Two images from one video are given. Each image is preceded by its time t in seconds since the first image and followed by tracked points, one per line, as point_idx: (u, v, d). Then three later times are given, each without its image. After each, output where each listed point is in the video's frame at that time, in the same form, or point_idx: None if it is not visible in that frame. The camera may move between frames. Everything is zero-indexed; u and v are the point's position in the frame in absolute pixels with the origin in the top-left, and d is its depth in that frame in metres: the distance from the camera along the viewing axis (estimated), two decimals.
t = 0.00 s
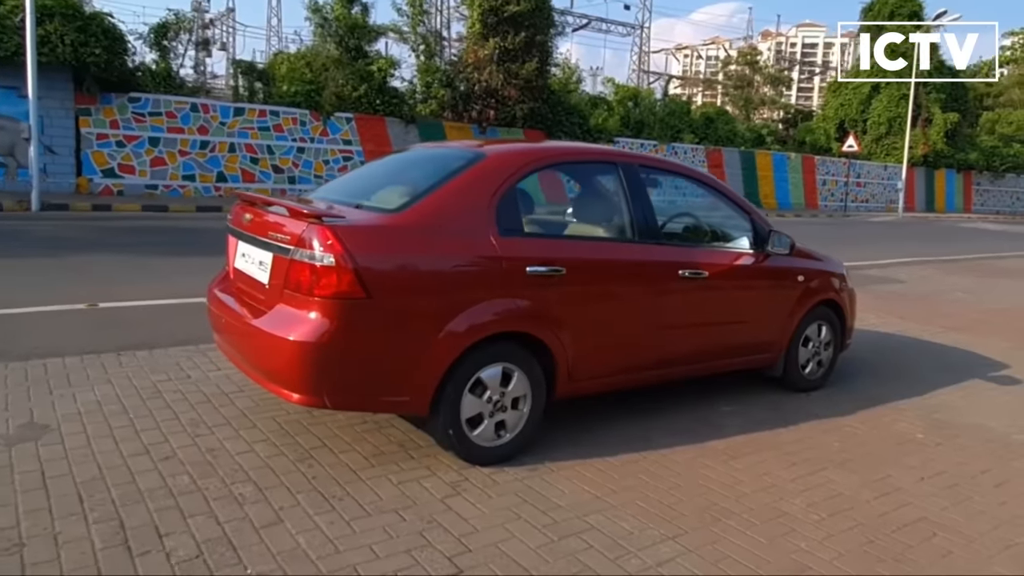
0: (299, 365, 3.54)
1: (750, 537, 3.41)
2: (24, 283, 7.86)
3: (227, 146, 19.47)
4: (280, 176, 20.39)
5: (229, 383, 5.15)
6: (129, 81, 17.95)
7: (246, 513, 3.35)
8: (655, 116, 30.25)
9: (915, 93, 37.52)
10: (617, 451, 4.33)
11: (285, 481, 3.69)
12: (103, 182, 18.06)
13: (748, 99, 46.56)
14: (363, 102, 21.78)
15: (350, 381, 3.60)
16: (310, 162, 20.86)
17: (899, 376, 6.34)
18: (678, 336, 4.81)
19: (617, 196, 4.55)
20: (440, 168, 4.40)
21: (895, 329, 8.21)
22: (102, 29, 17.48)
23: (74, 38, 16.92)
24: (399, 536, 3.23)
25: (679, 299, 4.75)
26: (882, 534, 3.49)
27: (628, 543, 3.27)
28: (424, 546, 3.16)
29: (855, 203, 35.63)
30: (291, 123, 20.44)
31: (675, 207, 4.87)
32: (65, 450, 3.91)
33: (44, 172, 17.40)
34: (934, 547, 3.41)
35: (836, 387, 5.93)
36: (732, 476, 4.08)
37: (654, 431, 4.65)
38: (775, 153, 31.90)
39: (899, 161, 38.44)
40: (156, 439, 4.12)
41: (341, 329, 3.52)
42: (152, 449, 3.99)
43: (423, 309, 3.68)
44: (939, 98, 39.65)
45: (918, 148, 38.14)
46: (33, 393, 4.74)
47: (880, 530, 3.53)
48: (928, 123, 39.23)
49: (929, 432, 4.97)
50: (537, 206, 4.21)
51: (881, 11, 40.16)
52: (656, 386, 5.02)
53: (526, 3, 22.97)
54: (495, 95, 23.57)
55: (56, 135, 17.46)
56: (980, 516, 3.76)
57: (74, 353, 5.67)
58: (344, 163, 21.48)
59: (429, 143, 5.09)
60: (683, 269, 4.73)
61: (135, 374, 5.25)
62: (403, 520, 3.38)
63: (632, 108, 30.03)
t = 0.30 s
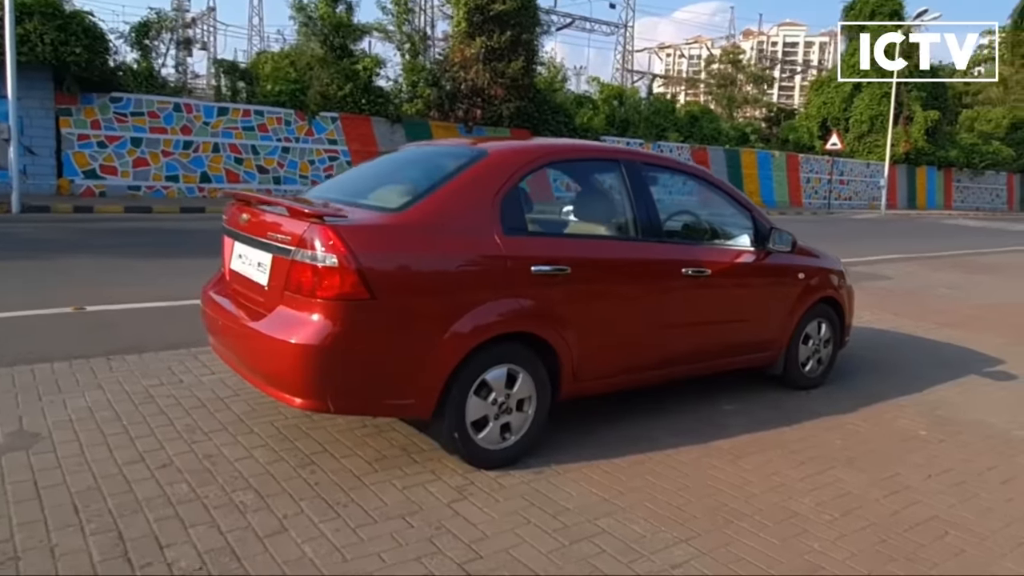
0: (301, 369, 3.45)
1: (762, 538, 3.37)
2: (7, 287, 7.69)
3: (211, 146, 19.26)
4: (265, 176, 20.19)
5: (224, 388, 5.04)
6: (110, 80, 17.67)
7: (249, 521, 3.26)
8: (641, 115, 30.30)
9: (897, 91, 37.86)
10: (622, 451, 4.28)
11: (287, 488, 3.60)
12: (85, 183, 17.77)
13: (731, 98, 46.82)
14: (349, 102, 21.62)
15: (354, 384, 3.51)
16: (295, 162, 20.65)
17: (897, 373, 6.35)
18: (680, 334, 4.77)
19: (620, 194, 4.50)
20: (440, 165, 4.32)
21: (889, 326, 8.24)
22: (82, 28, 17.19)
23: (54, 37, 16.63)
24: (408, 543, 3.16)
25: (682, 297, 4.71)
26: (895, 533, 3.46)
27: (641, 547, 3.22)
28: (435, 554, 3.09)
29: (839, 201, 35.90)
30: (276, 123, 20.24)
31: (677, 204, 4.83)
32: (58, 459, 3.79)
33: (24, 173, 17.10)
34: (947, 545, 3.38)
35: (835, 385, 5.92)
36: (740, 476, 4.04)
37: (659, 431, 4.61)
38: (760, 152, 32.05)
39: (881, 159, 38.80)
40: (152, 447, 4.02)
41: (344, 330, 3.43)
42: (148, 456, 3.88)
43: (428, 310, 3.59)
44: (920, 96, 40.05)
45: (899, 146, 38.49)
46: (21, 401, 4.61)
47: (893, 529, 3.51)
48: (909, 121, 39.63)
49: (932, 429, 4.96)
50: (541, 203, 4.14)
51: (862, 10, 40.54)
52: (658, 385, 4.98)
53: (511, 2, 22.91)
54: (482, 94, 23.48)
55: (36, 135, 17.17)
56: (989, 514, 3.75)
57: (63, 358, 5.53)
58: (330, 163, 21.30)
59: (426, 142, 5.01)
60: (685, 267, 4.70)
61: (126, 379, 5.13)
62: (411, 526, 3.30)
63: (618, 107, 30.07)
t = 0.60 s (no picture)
0: (299, 382, 3.37)
1: (767, 548, 3.35)
2: None
3: (187, 149, 18.98)
4: (243, 179, 19.93)
5: (212, 399, 4.93)
6: (84, 82, 17.35)
7: (246, 539, 3.18)
8: (619, 118, 30.42)
9: (870, 96, 38.44)
10: (621, 461, 4.25)
11: (283, 503, 3.51)
12: (57, 187, 17.40)
13: (707, 102, 47.27)
14: (327, 105, 21.41)
15: (352, 397, 3.44)
16: (273, 165, 20.42)
17: (884, 377, 6.40)
18: (676, 341, 4.76)
19: (617, 200, 4.48)
20: (436, 171, 4.27)
21: (873, 329, 8.32)
22: (54, 29, 16.86)
23: (26, 37, 16.28)
24: (411, 560, 3.10)
25: (678, 304, 4.70)
26: (896, 541, 3.47)
27: (647, 560, 3.19)
28: (438, 571, 3.03)
29: (814, 204, 36.34)
30: (253, 126, 19.99)
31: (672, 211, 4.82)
32: (43, 476, 3.67)
33: None
34: (948, 553, 3.39)
35: (825, 389, 5.95)
36: (739, 484, 4.02)
37: (656, 439, 4.58)
38: (737, 155, 32.32)
39: (855, 162, 39.35)
40: (140, 462, 3.90)
41: (343, 342, 3.35)
42: (137, 472, 3.77)
43: (429, 320, 3.53)
44: (892, 101, 40.71)
45: (873, 149, 39.07)
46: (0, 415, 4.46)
47: (895, 537, 3.51)
48: (881, 125, 40.27)
49: (923, 433, 5.00)
50: (541, 210, 4.12)
51: (835, 15, 41.15)
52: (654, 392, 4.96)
53: (491, 6, 22.91)
54: (462, 97, 23.43)
55: (6, 138, 16.77)
56: (987, 519, 3.77)
57: (42, 369, 5.37)
58: (308, 166, 21.07)
59: (418, 148, 4.95)
60: (681, 274, 4.69)
61: (109, 391, 4.99)
62: (413, 542, 3.24)
63: (596, 110, 30.16)
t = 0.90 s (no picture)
0: (289, 384, 3.32)
1: (757, 545, 3.40)
2: None
3: (153, 145, 18.60)
4: (211, 176, 19.59)
5: (192, 401, 4.84)
6: (45, 76, 16.93)
7: (236, 544, 3.13)
8: (590, 117, 30.55)
9: (835, 97, 39.12)
10: (608, 459, 4.27)
11: (272, 507, 3.46)
12: (17, 183, 16.91)
13: (676, 101, 47.74)
14: (297, 101, 21.24)
15: (344, 398, 3.40)
16: (242, 162, 20.09)
17: (859, 375, 6.53)
18: (660, 340, 4.80)
19: (603, 200, 4.50)
20: (423, 170, 4.24)
21: (845, 327, 8.48)
22: (15, 20, 16.51)
23: None
24: (405, 562, 3.08)
25: (663, 304, 4.73)
26: (880, 536, 3.55)
27: (641, 558, 3.21)
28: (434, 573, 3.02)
29: (781, 203, 36.90)
30: (221, 122, 19.64)
31: (657, 211, 4.86)
32: (21, 482, 3.57)
33: None
34: (931, 547, 3.48)
35: (803, 387, 6.05)
36: (726, 482, 4.07)
37: (642, 439, 4.62)
38: (706, 155, 32.69)
39: (821, 162, 40.05)
40: (122, 467, 3.82)
41: (335, 343, 3.32)
42: (119, 477, 3.69)
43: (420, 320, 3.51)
44: (855, 102, 41.49)
45: (837, 150, 39.79)
46: None
47: (879, 532, 3.59)
48: (845, 126, 41.03)
49: (900, 430, 5.11)
50: (530, 210, 4.11)
51: (801, 17, 41.86)
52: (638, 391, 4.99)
53: (463, 3, 22.83)
54: (434, 95, 23.34)
55: None
56: (966, 513, 3.87)
57: (12, 372, 5.23)
58: (278, 163, 20.76)
59: (403, 146, 4.92)
60: (666, 273, 4.72)
61: (83, 394, 4.87)
62: (407, 545, 3.21)
63: (567, 109, 30.24)
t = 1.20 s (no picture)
0: (284, 390, 3.31)
1: (745, 541, 3.50)
2: None
3: (108, 146, 18.12)
4: (168, 177, 19.18)
5: (171, 408, 4.76)
6: None
7: (233, 553, 3.10)
8: (551, 119, 30.72)
9: (789, 102, 40.00)
10: (595, 460, 4.34)
11: (265, 514, 3.44)
12: None
13: (635, 105, 48.38)
14: (257, 101, 20.89)
15: (338, 403, 3.39)
16: (200, 163, 19.69)
17: (827, 373, 6.73)
18: (642, 341, 4.89)
19: (588, 204, 4.57)
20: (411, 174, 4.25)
21: (810, 327, 8.74)
22: None
23: None
24: (405, 567, 3.09)
25: (644, 306, 4.83)
26: (861, 529, 3.68)
27: (635, 557, 3.28)
28: None
29: (738, 205, 37.64)
30: (179, 122, 19.25)
31: (638, 215, 4.95)
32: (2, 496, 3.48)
33: None
34: (908, 538, 3.62)
35: (775, 386, 6.22)
36: (710, 480, 4.18)
37: (626, 439, 4.70)
38: (666, 157, 33.21)
39: (776, 165, 40.94)
40: (105, 476, 3.75)
41: (330, 348, 3.31)
42: (104, 487, 3.62)
43: (413, 324, 3.52)
44: (808, 107, 42.50)
45: (792, 153, 40.75)
46: None
47: (859, 525, 3.72)
48: (799, 130, 42.05)
49: (870, 426, 5.30)
50: (518, 214, 4.16)
51: (756, 23, 42.82)
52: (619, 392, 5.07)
53: (426, 5, 22.78)
54: (397, 97, 23.27)
55: None
56: (938, 504, 4.04)
57: None
58: (238, 164, 20.35)
59: (386, 150, 4.92)
60: (648, 276, 4.81)
61: (56, 403, 4.74)
62: (404, 549, 3.22)
63: (528, 111, 30.36)
